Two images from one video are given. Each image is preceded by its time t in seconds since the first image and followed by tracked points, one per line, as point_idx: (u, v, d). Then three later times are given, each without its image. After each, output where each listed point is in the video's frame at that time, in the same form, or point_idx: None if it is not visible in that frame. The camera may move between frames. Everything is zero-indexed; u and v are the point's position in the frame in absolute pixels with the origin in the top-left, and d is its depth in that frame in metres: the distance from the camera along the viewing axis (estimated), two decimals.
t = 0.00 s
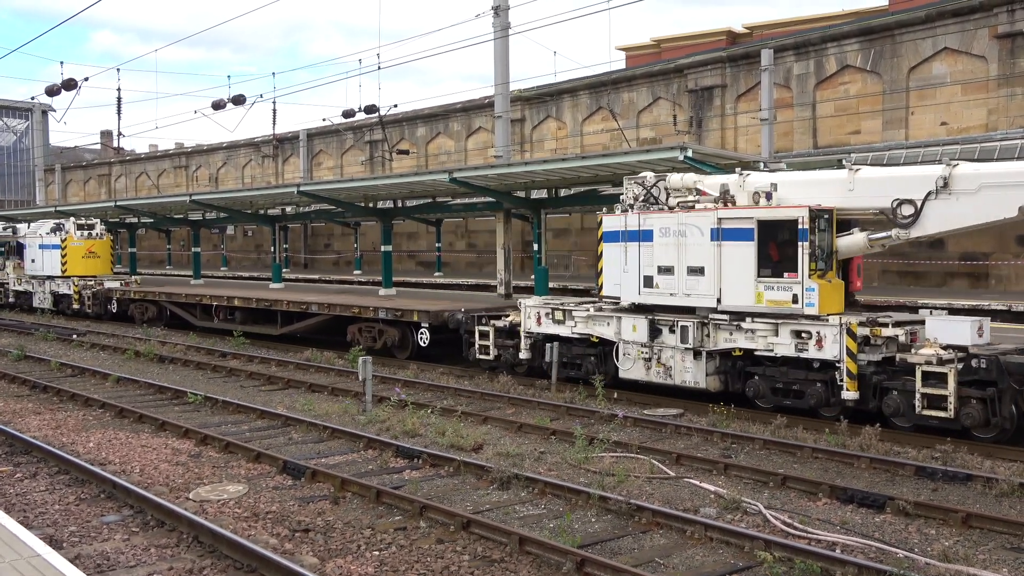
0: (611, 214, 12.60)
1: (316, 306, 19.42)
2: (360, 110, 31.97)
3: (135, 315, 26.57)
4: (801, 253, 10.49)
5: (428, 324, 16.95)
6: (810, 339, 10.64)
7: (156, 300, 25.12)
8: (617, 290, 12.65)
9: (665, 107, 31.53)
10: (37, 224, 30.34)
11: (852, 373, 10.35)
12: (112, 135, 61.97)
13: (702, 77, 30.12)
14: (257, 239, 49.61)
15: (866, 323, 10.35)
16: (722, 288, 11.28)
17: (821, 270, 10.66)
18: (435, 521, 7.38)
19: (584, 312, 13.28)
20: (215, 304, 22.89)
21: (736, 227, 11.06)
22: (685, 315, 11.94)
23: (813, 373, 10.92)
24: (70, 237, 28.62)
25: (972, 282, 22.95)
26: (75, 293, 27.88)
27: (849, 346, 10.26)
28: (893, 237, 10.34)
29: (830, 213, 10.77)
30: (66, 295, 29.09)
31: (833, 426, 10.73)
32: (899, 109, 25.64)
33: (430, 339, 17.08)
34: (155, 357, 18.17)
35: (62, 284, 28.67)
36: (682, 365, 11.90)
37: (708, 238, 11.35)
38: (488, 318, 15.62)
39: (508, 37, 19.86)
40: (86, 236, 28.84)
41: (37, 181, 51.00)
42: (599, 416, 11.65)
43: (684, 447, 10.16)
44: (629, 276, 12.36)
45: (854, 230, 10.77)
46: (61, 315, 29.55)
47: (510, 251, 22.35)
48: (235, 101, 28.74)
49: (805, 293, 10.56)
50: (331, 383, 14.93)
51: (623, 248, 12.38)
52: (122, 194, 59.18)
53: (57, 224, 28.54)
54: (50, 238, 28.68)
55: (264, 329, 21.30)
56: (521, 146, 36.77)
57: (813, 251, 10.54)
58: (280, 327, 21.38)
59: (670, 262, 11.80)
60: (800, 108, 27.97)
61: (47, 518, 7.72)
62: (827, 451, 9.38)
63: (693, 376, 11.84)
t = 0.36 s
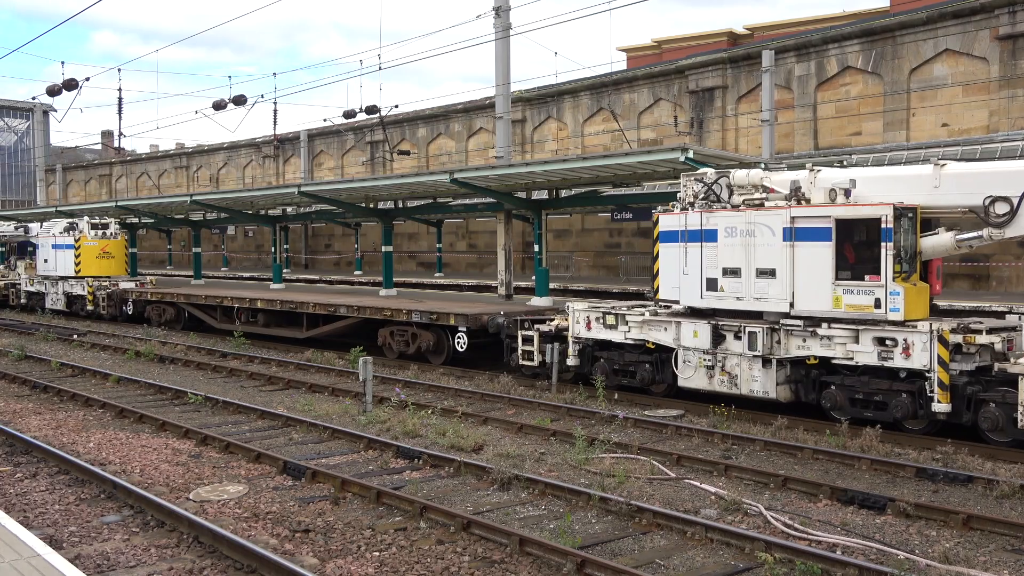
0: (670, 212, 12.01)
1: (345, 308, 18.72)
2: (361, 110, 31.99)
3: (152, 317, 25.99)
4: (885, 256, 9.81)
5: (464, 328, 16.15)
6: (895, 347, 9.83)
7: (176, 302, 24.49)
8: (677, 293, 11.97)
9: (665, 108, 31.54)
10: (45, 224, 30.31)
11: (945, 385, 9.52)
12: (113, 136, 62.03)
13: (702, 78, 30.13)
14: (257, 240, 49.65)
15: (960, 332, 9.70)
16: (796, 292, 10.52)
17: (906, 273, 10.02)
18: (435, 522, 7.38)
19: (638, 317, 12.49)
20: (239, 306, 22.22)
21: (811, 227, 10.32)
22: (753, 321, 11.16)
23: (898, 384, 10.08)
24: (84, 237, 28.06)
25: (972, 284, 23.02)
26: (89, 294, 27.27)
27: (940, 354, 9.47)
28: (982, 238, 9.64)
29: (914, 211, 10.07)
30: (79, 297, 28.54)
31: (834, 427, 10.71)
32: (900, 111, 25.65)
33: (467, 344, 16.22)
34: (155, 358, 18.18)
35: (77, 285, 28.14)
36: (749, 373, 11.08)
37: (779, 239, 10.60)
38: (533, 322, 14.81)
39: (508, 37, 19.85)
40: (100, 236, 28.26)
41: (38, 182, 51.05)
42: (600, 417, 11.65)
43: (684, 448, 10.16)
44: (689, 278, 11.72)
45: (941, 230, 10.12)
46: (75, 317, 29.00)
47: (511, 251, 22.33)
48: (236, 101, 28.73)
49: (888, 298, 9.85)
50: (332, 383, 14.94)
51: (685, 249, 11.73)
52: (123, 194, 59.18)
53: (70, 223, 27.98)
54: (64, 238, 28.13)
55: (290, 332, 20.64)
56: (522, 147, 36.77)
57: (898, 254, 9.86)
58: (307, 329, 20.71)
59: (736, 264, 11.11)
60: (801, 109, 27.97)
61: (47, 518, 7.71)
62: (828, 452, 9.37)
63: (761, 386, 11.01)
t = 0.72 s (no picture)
0: (737, 210, 11.31)
1: (376, 310, 18.06)
2: (360, 110, 32.02)
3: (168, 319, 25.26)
4: (981, 256, 9.05)
5: (506, 332, 15.55)
6: (993, 354, 9.04)
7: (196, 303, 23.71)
8: (743, 295, 11.21)
9: (665, 108, 31.55)
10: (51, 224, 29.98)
11: None
12: (113, 135, 62.10)
13: (703, 78, 30.14)
14: (258, 240, 49.69)
15: None
16: (881, 295, 9.79)
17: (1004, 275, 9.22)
18: (435, 522, 7.38)
19: (700, 321, 11.69)
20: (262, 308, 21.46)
21: (898, 225, 9.63)
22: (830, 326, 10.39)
23: (996, 394, 9.22)
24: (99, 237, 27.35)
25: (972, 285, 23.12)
26: (104, 295, 26.60)
27: None
28: None
29: (1012, 209, 9.33)
30: (93, 298, 27.86)
31: (834, 427, 10.71)
32: (900, 111, 25.66)
33: (510, 348, 15.66)
34: (156, 357, 18.18)
35: (91, 285, 27.45)
36: (826, 382, 10.25)
37: (862, 238, 9.92)
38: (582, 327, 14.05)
39: (509, 37, 19.85)
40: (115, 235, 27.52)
41: (38, 182, 51.12)
42: (600, 417, 11.65)
43: (685, 448, 10.15)
44: (758, 280, 10.99)
45: None
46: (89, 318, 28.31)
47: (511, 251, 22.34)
48: (236, 101, 28.73)
49: (984, 302, 9.08)
50: (332, 383, 14.95)
51: (753, 249, 11.03)
52: (123, 194, 59.18)
53: (85, 222, 27.26)
54: (78, 237, 27.40)
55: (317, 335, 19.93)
56: (522, 147, 36.75)
57: (995, 254, 9.10)
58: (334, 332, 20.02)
59: (812, 264, 10.38)
60: (801, 109, 27.97)
61: (47, 517, 7.71)
62: (828, 452, 9.37)
63: (840, 396, 10.16)
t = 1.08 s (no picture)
0: (812, 208, 10.53)
1: (410, 312, 17.32)
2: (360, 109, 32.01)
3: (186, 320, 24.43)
4: None
5: (552, 335, 14.83)
6: None
7: (216, 303, 22.89)
8: (819, 298, 10.41)
9: (665, 108, 31.56)
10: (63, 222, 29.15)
11: None
12: (113, 133, 62.07)
13: (703, 78, 30.14)
14: (257, 238, 49.71)
15: None
16: (979, 298, 9.01)
17: None
18: (435, 521, 7.37)
19: (769, 325, 10.95)
20: (287, 309, 20.66)
21: (1000, 224, 8.88)
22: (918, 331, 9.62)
23: None
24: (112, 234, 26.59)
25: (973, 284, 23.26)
26: (119, 295, 25.88)
27: None
28: None
29: None
30: (107, 297, 27.09)
31: (834, 427, 10.71)
32: (900, 111, 25.66)
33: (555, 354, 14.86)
34: (155, 355, 18.19)
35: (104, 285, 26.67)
36: (914, 393, 9.50)
37: (958, 238, 9.15)
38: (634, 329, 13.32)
39: (509, 36, 19.84)
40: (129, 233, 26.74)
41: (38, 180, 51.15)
42: (600, 416, 11.64)
43: (684, 448, 10.14)
44: (837, 282, 10.19)
45: None
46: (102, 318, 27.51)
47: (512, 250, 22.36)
48: (236, 99, 28.71)
49: None
50: (331, 382, 14.97)
51: (831, 249, 10.25)
52: (123, 193, 59.14)
53: (98, 220, 26.51)
54: (91, 235, 26.58)
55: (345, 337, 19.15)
56: (522, 146, 36.74)
57: None
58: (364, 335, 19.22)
59: (900, 266, 9.61)
60: (801, 109, 27.98)
61: (46, 516, 7.71)
62: (828, 452, 9.36)
63: (930, 407, 9.41)
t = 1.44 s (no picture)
0: (899, 202, 9.56)
1: (447, 314, 16.38)
2: (360, 108, 32.01)
3: (206, 322, 23.58)
4: None
5: (602, 339, 13.87)
6: None
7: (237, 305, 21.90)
8: (907, 301, 9.47)
9: (665, 107, 31.55)
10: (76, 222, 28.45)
11: None
12: (112, 132, 62.04)
13: (702, 77, 30.13)
14: (257, 238, 49.73)
15: None
16: None
17: None
18: (435, 520, 7.37)
19: (849, 329, 10.07)
20: (314, 311, 19.69)
21: None
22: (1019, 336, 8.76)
23: None
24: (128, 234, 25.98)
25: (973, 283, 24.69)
26: (136, 296, 25.25)
27: None
28: None
29: None
30: (123, 299, 26.40)
31: (834, 425, 10.74)
32: (900, 109, 25.65)
33: (607, 359, 13.87)
34: (155, 355, 18.19)
35: (120, 286, 26.02)
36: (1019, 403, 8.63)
37: None
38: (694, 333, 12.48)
39: (508, 35, 19.83)
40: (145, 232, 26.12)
41: (37, 180, 51.16)
42: (599, 415, 11.64)
43: (684, 446, 10.14)
44: (929, 283, 9.25)
45: None
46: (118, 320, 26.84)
47: (512, 249, 22.36)
48: (236, 99, 28.70)
49: None
50: (331, 382, 14.98)
51: (922, 248, 9.30)
52: (123, 193, 59.11)
53: (113, 219, 25.88)
54: (106, 235, 25.92)
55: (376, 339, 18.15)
56: (522, 146, 36.74)
57: None
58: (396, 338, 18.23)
59: (1004, 265, 8.69)
60: (801, 108, 27.98)
61: (46, 516, 7.70)
62: (827, 450, 9.37)
63: None
